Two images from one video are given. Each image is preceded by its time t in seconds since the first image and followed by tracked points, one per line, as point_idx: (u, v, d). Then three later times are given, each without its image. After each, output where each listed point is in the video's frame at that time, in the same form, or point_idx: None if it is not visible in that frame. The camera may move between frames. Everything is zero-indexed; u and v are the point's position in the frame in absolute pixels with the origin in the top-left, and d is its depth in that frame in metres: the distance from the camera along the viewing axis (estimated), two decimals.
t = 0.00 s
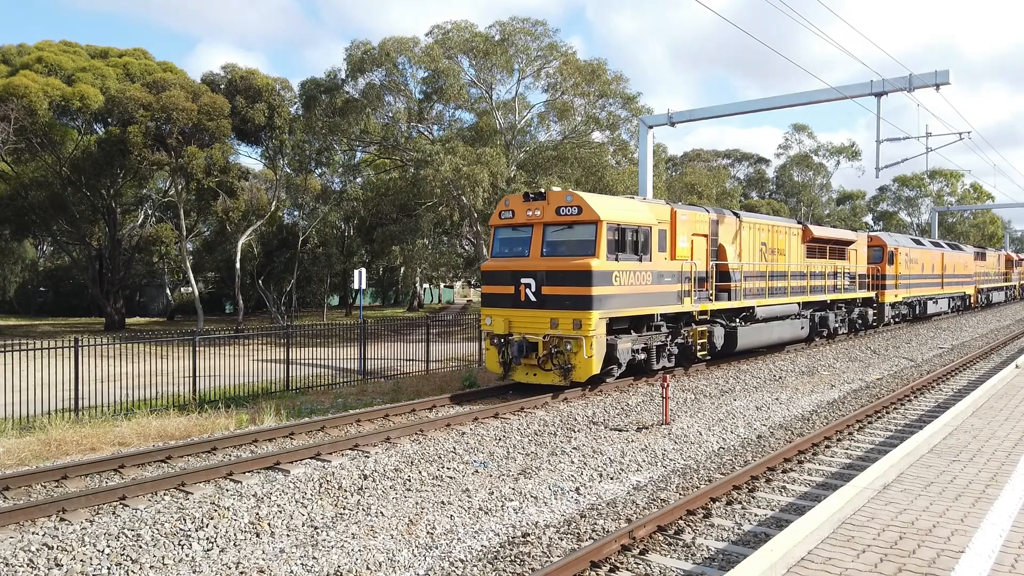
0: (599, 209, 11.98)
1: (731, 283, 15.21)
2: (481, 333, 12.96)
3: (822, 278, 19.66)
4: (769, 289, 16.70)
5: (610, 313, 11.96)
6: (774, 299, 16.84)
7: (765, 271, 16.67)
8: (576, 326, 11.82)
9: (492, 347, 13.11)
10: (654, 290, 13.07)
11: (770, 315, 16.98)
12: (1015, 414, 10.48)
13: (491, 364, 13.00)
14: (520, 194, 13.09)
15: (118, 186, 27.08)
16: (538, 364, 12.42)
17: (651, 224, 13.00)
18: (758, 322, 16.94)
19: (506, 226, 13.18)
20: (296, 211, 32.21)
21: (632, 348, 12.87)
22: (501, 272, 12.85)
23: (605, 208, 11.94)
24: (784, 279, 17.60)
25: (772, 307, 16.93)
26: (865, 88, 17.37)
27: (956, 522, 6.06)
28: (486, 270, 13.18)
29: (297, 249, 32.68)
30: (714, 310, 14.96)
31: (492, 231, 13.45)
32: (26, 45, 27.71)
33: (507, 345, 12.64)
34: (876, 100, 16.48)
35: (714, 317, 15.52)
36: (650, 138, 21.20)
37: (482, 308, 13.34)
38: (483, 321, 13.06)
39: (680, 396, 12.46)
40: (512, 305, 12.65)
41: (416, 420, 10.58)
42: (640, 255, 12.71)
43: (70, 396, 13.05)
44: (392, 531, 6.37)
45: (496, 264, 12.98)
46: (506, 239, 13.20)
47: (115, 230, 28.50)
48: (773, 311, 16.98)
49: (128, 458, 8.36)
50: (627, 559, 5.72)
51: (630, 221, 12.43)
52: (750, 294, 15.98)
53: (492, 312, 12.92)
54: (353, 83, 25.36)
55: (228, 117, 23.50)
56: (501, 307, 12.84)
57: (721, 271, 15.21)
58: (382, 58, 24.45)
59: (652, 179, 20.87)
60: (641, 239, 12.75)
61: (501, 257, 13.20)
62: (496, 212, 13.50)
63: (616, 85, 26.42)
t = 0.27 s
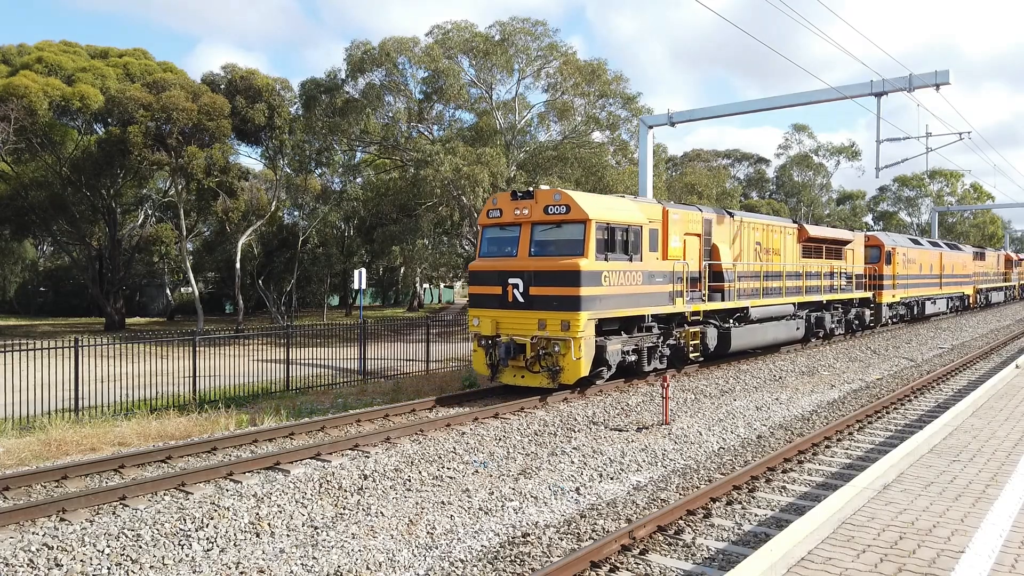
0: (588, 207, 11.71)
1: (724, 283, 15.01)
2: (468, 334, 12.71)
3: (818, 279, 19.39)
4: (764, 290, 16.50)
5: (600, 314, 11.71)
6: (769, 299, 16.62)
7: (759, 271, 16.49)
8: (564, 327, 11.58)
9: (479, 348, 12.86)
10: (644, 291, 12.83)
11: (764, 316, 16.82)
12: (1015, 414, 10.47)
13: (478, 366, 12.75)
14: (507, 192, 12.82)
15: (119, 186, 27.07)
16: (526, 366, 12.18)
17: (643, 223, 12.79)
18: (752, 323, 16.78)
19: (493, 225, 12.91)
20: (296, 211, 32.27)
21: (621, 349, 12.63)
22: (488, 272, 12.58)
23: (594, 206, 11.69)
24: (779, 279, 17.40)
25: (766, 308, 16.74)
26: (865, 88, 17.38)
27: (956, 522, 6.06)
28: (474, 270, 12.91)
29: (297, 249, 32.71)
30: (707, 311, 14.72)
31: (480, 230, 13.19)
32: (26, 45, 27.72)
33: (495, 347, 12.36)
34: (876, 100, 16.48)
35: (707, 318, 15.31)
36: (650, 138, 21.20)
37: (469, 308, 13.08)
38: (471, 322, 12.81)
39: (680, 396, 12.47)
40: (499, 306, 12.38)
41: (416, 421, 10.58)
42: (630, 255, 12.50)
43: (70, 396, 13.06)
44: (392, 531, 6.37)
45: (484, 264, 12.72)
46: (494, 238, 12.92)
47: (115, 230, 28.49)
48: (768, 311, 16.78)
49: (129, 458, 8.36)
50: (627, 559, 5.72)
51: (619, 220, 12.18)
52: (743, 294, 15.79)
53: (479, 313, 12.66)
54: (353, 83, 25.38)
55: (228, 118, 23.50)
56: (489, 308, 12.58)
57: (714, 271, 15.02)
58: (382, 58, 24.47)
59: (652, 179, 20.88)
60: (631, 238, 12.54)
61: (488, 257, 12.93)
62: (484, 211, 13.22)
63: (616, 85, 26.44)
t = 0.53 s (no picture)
0: (576, 206, 11.54)
1: (718, 283, 14.83)
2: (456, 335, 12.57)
3: (814, 279, 19.21)
4: (758, 290, 16.33)
5: (589, 315, 11.55)
6: (763, 300, 16.47)
7: (754, 271, 16.31)
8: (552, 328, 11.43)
9: (467, 349, 12.72)
10: (635, 291, 12.63)
11: (759, 317, 16.65)
12: (1015, 415, 10.47)
13: (465, 368, 12.60)
14: (494, 190, 12.66)
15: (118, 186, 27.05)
16: (514, 368, 12.04)
17: (633, 222, 12.60)
18: (747, 324, 16.60)
19: (480, 224, 12.75)
20: (295, 211, 32.30)
21: (612, 350, 12.41)
22: (475, 272, 12.42)
23: (582, 205, 11.53)
24: (773, 279, 17.23)
25: (762, 309, 16.59)
26: (865, 88, 17.37)
27: (956, 522, 6.06)
28: (461, 270, 12.76)
29: (297, 249, 32.71)
30: (700, 312, 14.53)
31: (467, 229, 13.02)
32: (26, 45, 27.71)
33: (482, 348, 12.24)
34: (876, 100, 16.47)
35: (701, 319, 15.10)
36: (650, 138, 21.19)
37: (456, 308, 12.92)
38: (458, 323, 12.68)
39: (680, 396, 12.46)
40: (486, 307, 12.25)
41: (416, 421, 10.58)
42: (620, 255, 12.31)
43: (70, 396, 13.05)
44: (392, 531, 6.37)
45: (471, 264, 12.56)
46: (481, 237, 12.77)
47: (115, 230, 28.46)
48: (763, 312, 16.62)
49: (128, 458, 8.36)
50: (627, 559, 5.72)
51: (609, 219, 12.00)
52: (738, 295, 15.62)
53: (466, 314, 12.52)
54: (353, 83, 25.38)
55: (228, 117, 23.48)
56: (476, 308, 12.45)
57: (707, 271, 14.84)
58: (382, 58, 24.48)
59: (652, 179, 20.87)
60: (621, 238, 12.35)
61: (475, 256, 12.77)
62: (471, 209, 13.07)
63: (616, 85, 26.44)
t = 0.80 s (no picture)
0: (564, 204, 11.38)
1: (711, 283, 14.70)
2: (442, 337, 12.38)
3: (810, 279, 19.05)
4: (752, 290, 16.20)
5: (577, 316, 11.36)
6: (757, 300, 16.33)
7: (748, 271, 16.18)
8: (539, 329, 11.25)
9: (454, 351, 12.52)
10: (625, 291, 12.45)
11: (753, 317, 16.50)
12: (1015, 414, 10.47)
13: (452, 371, 12.41)
14: (481, 189, 12.49)
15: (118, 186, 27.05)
16: (500, 370, 11.84)
17: (623, 221, 12.44)
18: (740, 325, 16.48)
19: (467, 223, 12.57)
20: (295, 211, 32.35)
21: (601, 352, 12.20)
22: (462, 272, 12.24)
23: (570, 203, 11.37)
24: (768, 279, 17.10)
25: (755, 309, 16.46)
26: (865, 88, 17.39)
27: (956, 522, 6.06)
28: (447, 270, 12.57)
29: (297, 249, 32.74)
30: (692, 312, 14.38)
31: (453, 229, 12.84)
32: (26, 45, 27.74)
33: (468, 350, 12.05)
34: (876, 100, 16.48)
35: (693, 320, 14.95)
36: (650, 138, 21.20)
37: (442, 309, 12.73)
38: (444, 324, 12.50)
39: (680, 396, 12.46)
40: (472, 307, 12.05)
41: (416, 421, 10.57)
42: (609, 254, 12.13)
43: (70, 396, 13.05)
44: (392, 531, 6.37)
45: (457, 263, 12.38)
46: (468, 237, 12.59)
47: (115, 230, 28.45)
48: (757, 313, 16.49)
49: (129, 458, 8.36)
50: (627, 559, 5.72)
51: (598, 218, 11.84)
52: (731, 295, 15.48)
53: (452, 315, 12.34)
54: (353, 83, 25.40)
55: (228, 118, 23.48)
56: (462, 309, 12.27)
57: (700, 271, 14.70)
58: (382, 58, 24.51)
59: (652, 179, 20.88)
60: (610, 237, 12.18)
61: (462, 256, 12.60)
62: (457, 208, 12.88)
63: (616, 85, 26.46)
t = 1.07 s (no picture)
0: (551, 203, 11.11)
1: (704, 284, 14.47)
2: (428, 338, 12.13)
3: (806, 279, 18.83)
4: (746, 291, 15.98)
5: (564, 317, 11.11)
6: (751, 301, 16.12)
7: (742, 271, 15.95)
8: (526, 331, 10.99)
9: (440, 353, 12.26)
10: (614, 292, 12.19)
11: (747, 318, 16.27)
12: (1015, 414, 10.47)
13: (438, 373, 12.16)
14: (467, 187, 12.20)
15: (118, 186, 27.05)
16: (487, 373, 11.58)
17: (612, 220, 12.18)
18: (734, 326, 16.24)
19: (453, 222, 12.29)
20: (296, 211, 32.37)
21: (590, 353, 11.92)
22: (447, 273, 11.97)
23: (557, 202, 11.10)
24: (763, 279, 16.87)
25: (750, 310, 16.24)
26: (865, 88, 17.39)
27: (956, 522, 6.06)
28: (433, 270, 12.29)
29: (297, 249, 32.77)
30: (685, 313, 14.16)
31: (440, 228, 12.56)
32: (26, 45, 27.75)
33: (453, 352, 11.78)
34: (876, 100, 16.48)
35: (685, 321, 14.72)
36: (650, 138, 21.20)
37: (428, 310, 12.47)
38: (430, 325, 12.24)
39: (680, 396, 12.46)
40: (458, 308, 11.79)
41: (416, 421, 10.57)
42: (598, 254, 11.86)
43: (70, 396, 13.05)
44: (392, 531, 6.37)
45: (443, 264, 12.11)
46: (454, 236, 12.30)
47: (115, 230, 28.44)
48: (751, 313, 16.27)
49: (129, 458, 8.36)
50: (627, 559, 5.72)
51: (586, 217, 11.57)
52: (724, 295, 15.26)
53: (438, 316, 12.08)
54: (353, 83, 25.41)
55: (228, 118, 23.48)
56: (448, 310, 11.99)
57: (692, 271, 14.47)
58: (382, 58, 24.53)
59: (652, 179, 20.88)
60: (599, 236, 11.91)
61: (448, 256, 12.32)
62: (444, 207, 12.58)
63: (616, 85, 26.47)
